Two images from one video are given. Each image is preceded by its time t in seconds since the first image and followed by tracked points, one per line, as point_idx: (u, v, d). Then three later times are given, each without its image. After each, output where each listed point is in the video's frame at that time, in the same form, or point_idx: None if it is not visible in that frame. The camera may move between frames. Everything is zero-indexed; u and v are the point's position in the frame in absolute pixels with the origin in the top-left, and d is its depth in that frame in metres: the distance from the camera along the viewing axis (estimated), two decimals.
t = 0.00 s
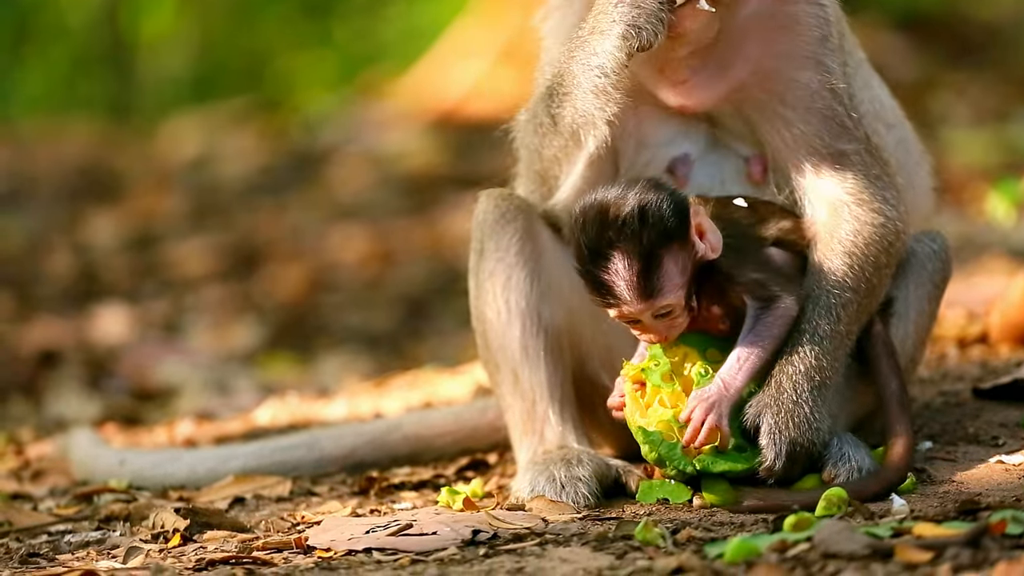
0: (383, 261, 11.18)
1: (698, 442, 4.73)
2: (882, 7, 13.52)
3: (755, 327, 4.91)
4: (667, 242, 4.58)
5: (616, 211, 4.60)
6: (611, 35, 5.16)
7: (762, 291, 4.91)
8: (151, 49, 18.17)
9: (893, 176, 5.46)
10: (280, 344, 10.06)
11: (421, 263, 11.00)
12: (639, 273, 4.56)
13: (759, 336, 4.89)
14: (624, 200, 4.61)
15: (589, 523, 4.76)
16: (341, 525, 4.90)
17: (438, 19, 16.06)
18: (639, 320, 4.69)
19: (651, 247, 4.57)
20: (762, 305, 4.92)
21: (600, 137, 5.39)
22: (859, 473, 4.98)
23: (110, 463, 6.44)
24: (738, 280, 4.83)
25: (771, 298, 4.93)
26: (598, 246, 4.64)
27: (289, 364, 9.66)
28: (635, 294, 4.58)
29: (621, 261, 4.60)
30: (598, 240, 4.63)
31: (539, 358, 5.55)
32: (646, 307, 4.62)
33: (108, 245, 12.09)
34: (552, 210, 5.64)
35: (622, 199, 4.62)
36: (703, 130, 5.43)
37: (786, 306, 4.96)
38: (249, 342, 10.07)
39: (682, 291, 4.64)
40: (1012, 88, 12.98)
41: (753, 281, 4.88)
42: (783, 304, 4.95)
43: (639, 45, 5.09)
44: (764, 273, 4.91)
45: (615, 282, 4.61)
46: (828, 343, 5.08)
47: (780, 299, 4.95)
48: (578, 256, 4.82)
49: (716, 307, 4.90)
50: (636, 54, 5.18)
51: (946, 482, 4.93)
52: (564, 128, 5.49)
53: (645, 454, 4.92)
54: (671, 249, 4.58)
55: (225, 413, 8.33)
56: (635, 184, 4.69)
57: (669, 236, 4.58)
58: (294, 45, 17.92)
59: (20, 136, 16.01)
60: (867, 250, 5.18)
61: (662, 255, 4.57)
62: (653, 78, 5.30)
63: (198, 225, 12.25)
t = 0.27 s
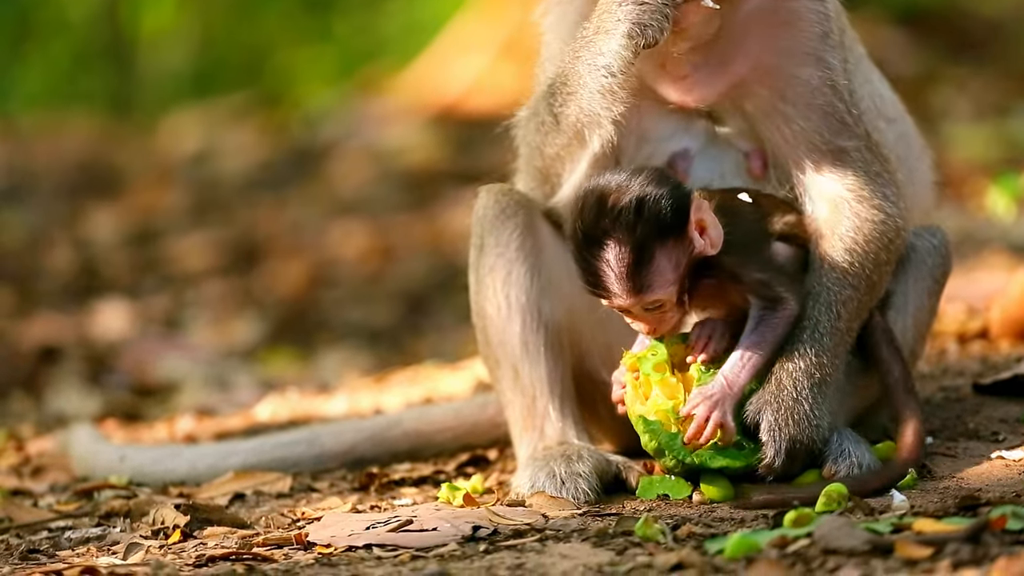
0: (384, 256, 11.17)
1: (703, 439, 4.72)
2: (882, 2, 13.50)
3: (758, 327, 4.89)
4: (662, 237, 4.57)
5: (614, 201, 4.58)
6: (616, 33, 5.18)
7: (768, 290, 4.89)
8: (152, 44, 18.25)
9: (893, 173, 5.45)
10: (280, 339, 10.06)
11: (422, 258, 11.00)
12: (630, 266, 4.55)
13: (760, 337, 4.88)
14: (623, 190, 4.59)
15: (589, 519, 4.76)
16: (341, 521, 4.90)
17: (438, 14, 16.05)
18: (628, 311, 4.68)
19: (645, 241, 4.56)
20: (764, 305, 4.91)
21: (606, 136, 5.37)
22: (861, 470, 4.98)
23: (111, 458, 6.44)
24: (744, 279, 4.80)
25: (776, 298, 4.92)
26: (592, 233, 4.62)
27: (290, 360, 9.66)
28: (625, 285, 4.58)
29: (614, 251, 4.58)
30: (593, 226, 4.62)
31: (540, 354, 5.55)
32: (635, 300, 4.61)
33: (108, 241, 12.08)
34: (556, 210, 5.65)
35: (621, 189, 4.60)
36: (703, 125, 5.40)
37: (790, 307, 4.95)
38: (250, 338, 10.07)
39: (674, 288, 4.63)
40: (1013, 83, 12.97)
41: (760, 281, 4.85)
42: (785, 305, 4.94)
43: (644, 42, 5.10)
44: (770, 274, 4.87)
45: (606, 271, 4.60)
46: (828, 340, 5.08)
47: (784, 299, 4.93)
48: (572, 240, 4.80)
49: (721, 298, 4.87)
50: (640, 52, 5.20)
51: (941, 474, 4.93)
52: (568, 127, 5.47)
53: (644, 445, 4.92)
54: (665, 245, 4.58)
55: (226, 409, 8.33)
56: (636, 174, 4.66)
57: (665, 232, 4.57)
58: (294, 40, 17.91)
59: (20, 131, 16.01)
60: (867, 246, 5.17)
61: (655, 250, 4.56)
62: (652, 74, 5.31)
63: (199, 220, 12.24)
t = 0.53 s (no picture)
0: (385, 257, 11.17)
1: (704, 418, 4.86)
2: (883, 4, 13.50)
3: (762, 308, 4.91)
4: (671, 211, 4.60)
5: (627, 170, 4.61)
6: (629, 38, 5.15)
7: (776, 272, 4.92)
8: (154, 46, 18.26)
9: (897, 176, 5.45)
10: (281, 341, 10.07)
11: (423, 260, 11.00)
12: (636, 232, 4.57)
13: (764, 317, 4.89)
14: (638, 162, 4.62)
15: (590, 520, 4.76)
16: (342, 522, 4.90)
17: (439, 15, 16.06)
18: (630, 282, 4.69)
19: (653, 210, 4.57)
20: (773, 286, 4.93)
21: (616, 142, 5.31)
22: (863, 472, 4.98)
23: (111, 460, 6.45)
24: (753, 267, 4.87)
25: (783, 279, 4.95)
26: (602, 198, 4.64)
27: (291, 361, 9.66)
28: (629, 252, 4.59)
29: (622, 216, 4.60)
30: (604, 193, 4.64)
31: (541, 355, 5.54)
32: (637, 270, 4.62)
33: (109, 242, 12.09)
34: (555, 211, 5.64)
35: (636, 161, 4.63)
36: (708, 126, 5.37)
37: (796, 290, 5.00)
38: (251, 340, 10.07)
39: (679, 262, 4.65)
40: (1013, 84, 12.98)
41: (767, 265, 4.89)
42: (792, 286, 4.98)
43: (654, 49, 5.08)
44: (777, 260, 4.92)
45: (612, 237, 4.61)
46: (829, 341, 5.08)
47: (795, 280, 4.99)
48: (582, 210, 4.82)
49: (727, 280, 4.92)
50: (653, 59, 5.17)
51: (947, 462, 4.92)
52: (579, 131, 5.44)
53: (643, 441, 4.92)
54: (674, 217, 4.60)
55: (227, 411, 8.33)
56: (654, 151, 4.70)
57: (674, 204, 4.59)
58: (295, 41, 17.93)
59: (21, 132, 16.02)
60: (871, 249, 5.17)
61: (663, 222, 4.58)
62: (657, 76, 5.30)
63: (200, 222, 12.24)
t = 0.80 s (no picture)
0: (385, 254, 11.16)
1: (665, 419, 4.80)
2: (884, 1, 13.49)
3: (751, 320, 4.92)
4: (679, 212, 4.56)
5: (635, 171, 4.56)
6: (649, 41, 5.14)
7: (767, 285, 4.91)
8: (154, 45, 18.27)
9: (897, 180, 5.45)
10: (281, 338, 10.06)
11: (423, 257, 10.99)
12: (646, 237, 4.55)
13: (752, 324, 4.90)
14: (645, 160, 4.57)
15: (591, 516, 4.75)
16: (342, 519, 4.90)
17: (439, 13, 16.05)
18: (638, 281, 4.68)
19: (663, 215, 4.54)
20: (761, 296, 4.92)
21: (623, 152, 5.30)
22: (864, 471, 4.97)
23: (112, 457, 6.45)
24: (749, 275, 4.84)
25: (772, 295, 4.94)
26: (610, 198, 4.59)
27: (291, 358, 9.65)
28: (639, 257, 4.57)
29: (632, 220, 4.56)
30: (613, 195, 4.59)
31: (541, 351, 5.55)
32: (646, 273, 4.62)
33: (109, 239, 12.08)
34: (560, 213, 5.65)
35: (644, 159, 4.58)
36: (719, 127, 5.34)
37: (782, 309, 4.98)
38: (251, 336, 10.07)
39: (688, 262, 4.65)
40: (1014, 81, 12.97)
41: (761, 272, 4.87)
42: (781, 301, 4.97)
43: (664, 67, 5.02)
44: (770, 272, 4.91)
45: (621, 240, 4.59)
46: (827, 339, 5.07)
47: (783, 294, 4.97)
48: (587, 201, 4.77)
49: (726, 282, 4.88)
50: (666, 74, 5.12)
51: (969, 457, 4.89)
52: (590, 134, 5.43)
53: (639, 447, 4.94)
54: (682, 220, 4.58)
55: (227, 408, 8.33)
56: (661, 146, 4.65)
57: (682, 206, 4.57)
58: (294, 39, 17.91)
59: (21, 129, 16.02)
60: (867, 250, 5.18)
61: (672, 225, 4.56)
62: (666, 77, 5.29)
63: (200, 219, 12.24)
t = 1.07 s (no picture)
0: (386, 255, 11.17)
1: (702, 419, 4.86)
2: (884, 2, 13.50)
3: (745, 310, 4.89)
4: (663, 219, 4.55)
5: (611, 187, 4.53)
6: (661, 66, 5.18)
7: (767, 272, 4.92)
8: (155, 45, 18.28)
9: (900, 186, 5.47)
10: (281, 339, 10.06)
11: (423, 258, 10.99)
12: (634, 251, 4.52)
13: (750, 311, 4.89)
14: (620, 174, 4.54)
15: (591, 518, 4.76)
16: (342, 520, 4.90)
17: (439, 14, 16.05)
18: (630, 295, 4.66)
19: (646, 226, 4.53)
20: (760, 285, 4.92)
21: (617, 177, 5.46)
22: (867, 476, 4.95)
23: (112, 458, 6.46)
24: (738, 267, 4.85)
25: (775, 280, 4.95)
26: (590, 221, 4.54)
27: (290, 359, 9.66)
28: (629, 272, 4.55)
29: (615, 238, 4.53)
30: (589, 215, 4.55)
31: (540, 352, 5.55)
32: (638, 285, 4.59)
33: (109, 240, 12.09)
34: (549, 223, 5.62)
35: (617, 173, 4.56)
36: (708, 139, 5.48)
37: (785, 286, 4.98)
38: (251, 337, 10.07)
39: (677, 267, 4.64)
40: (1013, 81, 12.97)
41: (757, 266, 4.89)
42: (782, 288, 4.97)
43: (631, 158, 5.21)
44: (768, 260, 4.92)
45: (609, 258, 4.55)
46: (830, 342, 5.12)
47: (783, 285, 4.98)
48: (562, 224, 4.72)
49: (722, 281, 4.91)
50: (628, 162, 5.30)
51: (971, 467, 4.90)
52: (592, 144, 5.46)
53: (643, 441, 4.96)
54: (666, 227, 4.56)
55: (226, 409, 8.33)
56: (635, 157, 4.63)
57: (664, 212, 4.56)
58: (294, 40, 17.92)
59: (21, 130, 16.02)
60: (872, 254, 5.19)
61: (656, 234, 4.55)
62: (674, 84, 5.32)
63: (199, 219, 12.24)
